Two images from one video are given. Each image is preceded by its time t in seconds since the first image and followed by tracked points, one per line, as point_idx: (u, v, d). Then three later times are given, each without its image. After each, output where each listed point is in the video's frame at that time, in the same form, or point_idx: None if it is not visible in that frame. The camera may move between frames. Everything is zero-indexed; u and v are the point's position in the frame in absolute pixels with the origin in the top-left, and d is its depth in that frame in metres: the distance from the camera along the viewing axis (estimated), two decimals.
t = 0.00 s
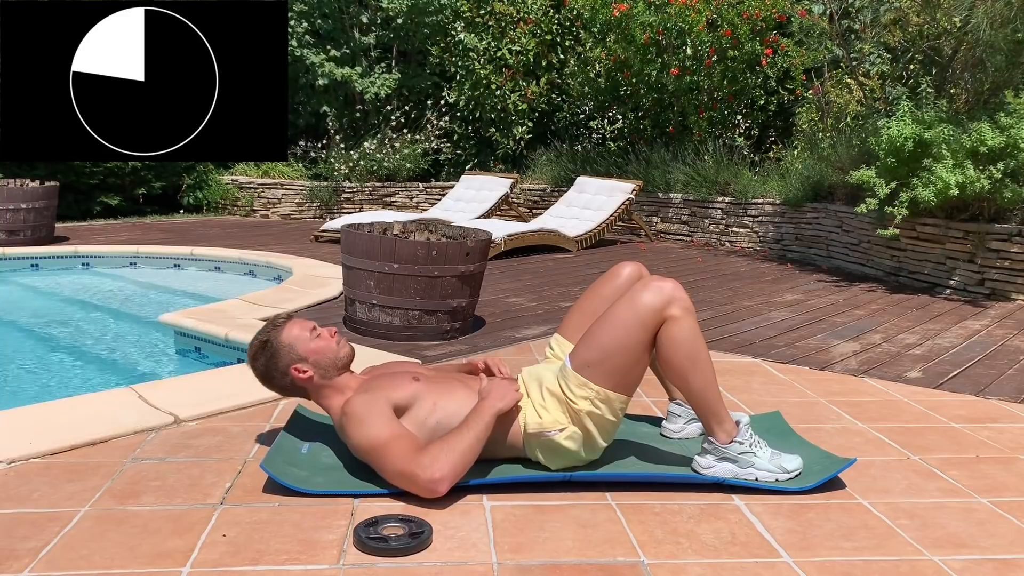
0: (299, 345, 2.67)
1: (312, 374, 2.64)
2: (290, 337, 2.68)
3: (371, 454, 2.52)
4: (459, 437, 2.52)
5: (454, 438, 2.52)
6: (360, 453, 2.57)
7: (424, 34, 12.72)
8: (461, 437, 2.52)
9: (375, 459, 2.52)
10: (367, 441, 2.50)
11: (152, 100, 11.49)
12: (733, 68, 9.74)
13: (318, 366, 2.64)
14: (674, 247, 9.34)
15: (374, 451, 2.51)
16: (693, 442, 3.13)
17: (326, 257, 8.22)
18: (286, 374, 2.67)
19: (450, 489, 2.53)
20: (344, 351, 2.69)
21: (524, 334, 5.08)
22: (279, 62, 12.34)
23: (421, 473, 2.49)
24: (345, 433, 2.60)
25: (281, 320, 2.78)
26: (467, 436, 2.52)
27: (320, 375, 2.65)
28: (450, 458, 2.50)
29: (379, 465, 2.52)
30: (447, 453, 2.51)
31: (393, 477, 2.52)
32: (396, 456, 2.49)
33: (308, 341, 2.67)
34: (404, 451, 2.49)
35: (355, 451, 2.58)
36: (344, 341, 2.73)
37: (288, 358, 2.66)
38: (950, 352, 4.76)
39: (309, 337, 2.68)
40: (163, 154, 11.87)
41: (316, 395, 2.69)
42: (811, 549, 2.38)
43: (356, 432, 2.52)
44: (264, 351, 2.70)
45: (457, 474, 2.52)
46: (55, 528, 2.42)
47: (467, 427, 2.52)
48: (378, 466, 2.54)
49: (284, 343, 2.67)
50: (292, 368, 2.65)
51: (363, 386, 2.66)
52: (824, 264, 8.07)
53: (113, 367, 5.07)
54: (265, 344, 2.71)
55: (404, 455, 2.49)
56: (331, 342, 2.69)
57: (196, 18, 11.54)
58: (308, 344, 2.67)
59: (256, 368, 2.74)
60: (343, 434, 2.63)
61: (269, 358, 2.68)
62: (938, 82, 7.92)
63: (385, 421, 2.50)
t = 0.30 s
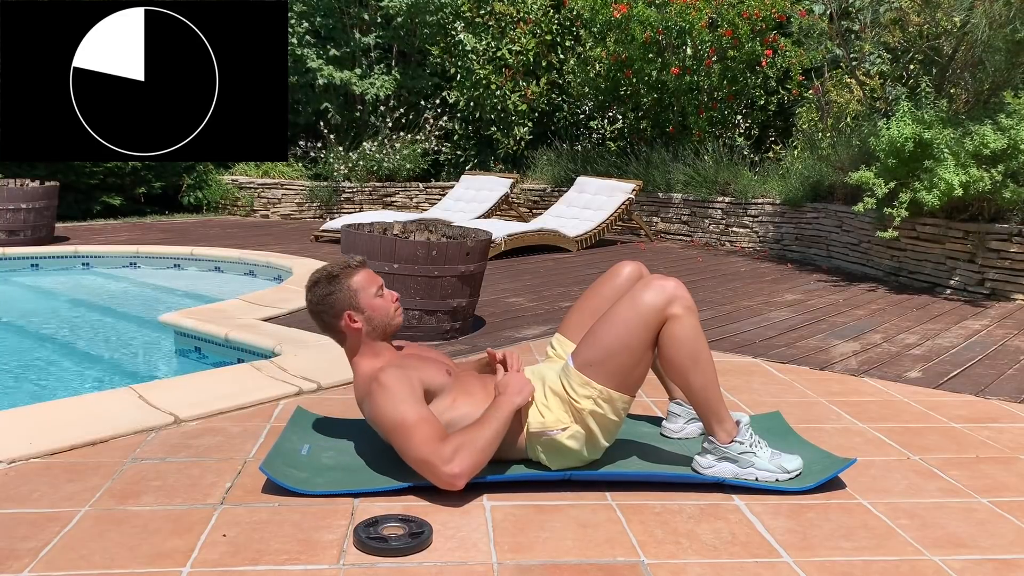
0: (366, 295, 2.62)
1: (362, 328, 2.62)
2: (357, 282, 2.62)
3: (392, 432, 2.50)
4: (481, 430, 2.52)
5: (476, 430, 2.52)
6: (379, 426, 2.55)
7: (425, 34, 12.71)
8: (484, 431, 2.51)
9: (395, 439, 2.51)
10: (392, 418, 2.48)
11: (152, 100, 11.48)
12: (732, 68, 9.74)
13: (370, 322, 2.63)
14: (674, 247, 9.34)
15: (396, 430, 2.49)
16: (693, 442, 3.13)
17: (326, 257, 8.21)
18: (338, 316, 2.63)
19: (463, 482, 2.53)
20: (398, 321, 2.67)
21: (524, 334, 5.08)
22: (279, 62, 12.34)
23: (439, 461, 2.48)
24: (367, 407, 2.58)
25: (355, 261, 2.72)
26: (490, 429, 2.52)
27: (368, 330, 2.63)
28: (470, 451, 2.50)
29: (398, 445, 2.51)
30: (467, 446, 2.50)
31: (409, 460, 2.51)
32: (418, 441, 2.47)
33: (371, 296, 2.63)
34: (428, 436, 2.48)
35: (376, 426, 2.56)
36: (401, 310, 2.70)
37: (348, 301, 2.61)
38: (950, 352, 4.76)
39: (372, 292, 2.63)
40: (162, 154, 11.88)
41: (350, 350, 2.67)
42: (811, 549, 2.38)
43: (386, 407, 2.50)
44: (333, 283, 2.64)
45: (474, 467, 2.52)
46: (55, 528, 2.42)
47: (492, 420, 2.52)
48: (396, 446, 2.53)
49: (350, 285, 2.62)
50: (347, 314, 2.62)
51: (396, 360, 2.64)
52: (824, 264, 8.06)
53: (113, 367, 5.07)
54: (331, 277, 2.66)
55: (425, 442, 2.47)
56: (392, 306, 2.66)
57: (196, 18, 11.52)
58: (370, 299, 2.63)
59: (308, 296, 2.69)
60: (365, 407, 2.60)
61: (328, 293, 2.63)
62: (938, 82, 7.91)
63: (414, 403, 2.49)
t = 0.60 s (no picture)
0: (392, 282, 2.63)
1: (382, 315, 2.63)
2: (382, 271, 2.63)
3: (405, 422, 2.50)
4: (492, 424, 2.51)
5: (487, 425, 2.52)
6: (390, 417, 2.54)
7: (425, 33, 12.71)
8: (495, 425, 2.51)
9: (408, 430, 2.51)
10: (405, 408, 2.48)
11: (153, 100, 11.46)
12: (733, 68, 9.74)
13: (391, 312, 2.63)
14: (674, 247, 9.34)
15: (409, 421, 2.49)
16: (693, 442, 3.13)
17: (326, 257, 8.21)
18: (358, 301, 2.63)
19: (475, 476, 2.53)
20: (418, 315, 2.67)
21: (524, 334, 5.08)
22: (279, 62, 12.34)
23: (451, 453, 2.48)
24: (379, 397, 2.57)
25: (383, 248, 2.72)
26: (500, 424, 2.51)
27: (387, 319, 2.64)
28: (483, 447, 2.51)
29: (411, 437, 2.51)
30: (480, 441, 2.51)
31: (421, 452, 2.51)
32: (432, 434, 2.47)
33: (396, 285, 2.63)
34: (442, 428, 2.48)
35: (388, 416, 2.55)
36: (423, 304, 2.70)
37: (372, 287, 2.61)
38: (950, 352, 4.76)
39: (398, 283, 2.64)
40: (162, 154, 11.89)
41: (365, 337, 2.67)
42: (811, 549, 2.38)
43: (401, 397, 2.49)
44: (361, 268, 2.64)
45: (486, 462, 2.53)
46: (55, 528, 2.42)
47: (503, 414, 2.52)
48: (408, 438, 2.53)
49: (375, 273, 2.62)
50: (369, 300, 2.62)
51: (411, 351, 2.65)
52: (824, 263, 8.06)
53: (113, 367, 5.07)
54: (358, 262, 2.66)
55: (439, 434, 2.47)
56: (413, 298, 2.66)
57: (196, 18, 11.51)
58: (394, 290, 2.63)
59: (332, 279, 2.70)
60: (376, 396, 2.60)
61: (353, 276, 2.63)
62: (938, 82, 7.91)
63: (428, 394, 2.49)
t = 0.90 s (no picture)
0: (380, 287, 2.62)
1: (373, 322, 2.63)
2: (372, 278, 2.62)
3: (409, 428, 2.50)
4: (488, 416, 2.49)
5: (483, 418, 2.50)
6: (393, 424, 2.55)
7: (424, 33, 12.71)
8: (493, 416, 2.49)
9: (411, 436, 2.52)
10: (406, 415, 2.49)
11: (153, 100, 11.46)
12: (733, 68, 9.73)
13: (381, 319, 2.63)
14: (674, 247, 9.34)
15: (413, 426, 2.50)
16: (693, 442, 3.13)
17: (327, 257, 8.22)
18: (346, 310, 2.64)
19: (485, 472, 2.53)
20: (411, 320, 2.67)
21: (524, 334, 5.08)
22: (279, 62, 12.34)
23: (456, 453, 2.49)
24: (377, 405, 2.59)
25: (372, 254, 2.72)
26: (496, 416, 2.49)
27: (378, 326, 2.64)
28: (484, 442, 2.49)
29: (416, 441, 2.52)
30: (484, 435, 2.50)
31: (428, 455, 2.52)
32: (436, 436, 2.48)
33: (384, 290, 2.63)
34: (444, 429, 2.48)
35: (389, 424, 2.56)
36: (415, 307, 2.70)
37: (361, 294, 2.61)
38: (950, 352, 4.76)
39: (388, 289, 2.63)
40: (162, 154, 11.91)
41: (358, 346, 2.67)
42: (811, 549, 2.38)
43: (398, 403, 2.50)
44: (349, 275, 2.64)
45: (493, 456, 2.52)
46: (54, 528, 2.42)
47: (496, 403, 2.50)
48: (414, 443, 2.54)
49: (365, 280, 2.62)
50: (358, 307, 2.62)
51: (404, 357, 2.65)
52: (824, 263, 8.06)
53: (113, 367, 5.07)
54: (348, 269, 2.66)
55: (443, 435, 2.48)
56: (404, 304, 2.66)
57: (196, 18, 11.50)
58: (384, 296, 2.63)
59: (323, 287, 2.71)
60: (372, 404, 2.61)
61: (342, 284, 2.64)
62: (938, 82, 7.90)
63: (427, 398, 2.50)
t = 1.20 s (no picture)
0: (333, 311, 2.61)
1: (343, 348, 2.62)
2: (332, 306, 2.61)
3: (408, 431, 2.52)
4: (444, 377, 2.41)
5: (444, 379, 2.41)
6: (393, 437, 2.58)
7: (424, 33, 12.71)
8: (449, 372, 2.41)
9: (414, 440, 2.55)
10: (401, 424, 2.52)
11: (153, 100, 11.45)
12: (733, 67, 9.72)
13: (350, 343, 2.62)
14: (674, 247, 9.34)
15: (411, 429, 2.51)
16: (693, 442, 3.13)
17: (327, 257, 8.22)
18: (312, 345, 2.63)
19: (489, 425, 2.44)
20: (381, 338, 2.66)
21: (524, 334, 5.07)
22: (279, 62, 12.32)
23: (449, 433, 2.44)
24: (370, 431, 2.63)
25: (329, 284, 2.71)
26: (452, 375, 2.40)
27: (349, 352, 2.63)
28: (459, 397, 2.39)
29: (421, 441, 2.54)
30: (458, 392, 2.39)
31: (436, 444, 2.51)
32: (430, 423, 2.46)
33: (340, 311, 2.61)
34: (427, 416, 2.45)
35: (390, 440, 2.60)
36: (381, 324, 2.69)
37: (322, 325, 2.61)
38: (950, 352, 4.76)
39: (349, 313, 2.63)
40: (163, 154, 11.91)
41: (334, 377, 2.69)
42: (811, 549, 2.38)
43: (385, 421, 2.55)
44: (304, 310, 2.65)
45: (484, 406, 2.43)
46: (54, 528, 2.42)
47: (443, 364, 2.41)
48: (420, 440, 2.53)
49: (325, 310, 2.61)
50: (322, 338, 2.61)
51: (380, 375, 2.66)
52: (824, 263, 8.06)
53: (113, 367, 5.07)
54: (306, 303, 2.65)
55: (433, 419, 2.44)
56: (369, 325, 2.65)
57: (196, 18, 11.49)
58: (346, 319, 2.62)
59: (286, 325, 2.70)
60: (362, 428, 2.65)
61: (303, 319, 2.63)
62: (938, 81, 7.90)
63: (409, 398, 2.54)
